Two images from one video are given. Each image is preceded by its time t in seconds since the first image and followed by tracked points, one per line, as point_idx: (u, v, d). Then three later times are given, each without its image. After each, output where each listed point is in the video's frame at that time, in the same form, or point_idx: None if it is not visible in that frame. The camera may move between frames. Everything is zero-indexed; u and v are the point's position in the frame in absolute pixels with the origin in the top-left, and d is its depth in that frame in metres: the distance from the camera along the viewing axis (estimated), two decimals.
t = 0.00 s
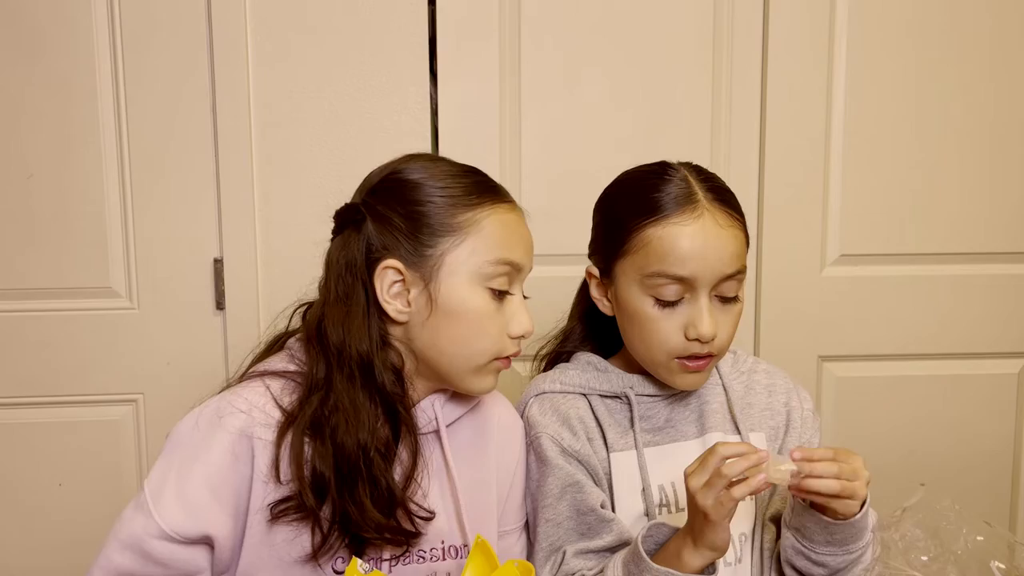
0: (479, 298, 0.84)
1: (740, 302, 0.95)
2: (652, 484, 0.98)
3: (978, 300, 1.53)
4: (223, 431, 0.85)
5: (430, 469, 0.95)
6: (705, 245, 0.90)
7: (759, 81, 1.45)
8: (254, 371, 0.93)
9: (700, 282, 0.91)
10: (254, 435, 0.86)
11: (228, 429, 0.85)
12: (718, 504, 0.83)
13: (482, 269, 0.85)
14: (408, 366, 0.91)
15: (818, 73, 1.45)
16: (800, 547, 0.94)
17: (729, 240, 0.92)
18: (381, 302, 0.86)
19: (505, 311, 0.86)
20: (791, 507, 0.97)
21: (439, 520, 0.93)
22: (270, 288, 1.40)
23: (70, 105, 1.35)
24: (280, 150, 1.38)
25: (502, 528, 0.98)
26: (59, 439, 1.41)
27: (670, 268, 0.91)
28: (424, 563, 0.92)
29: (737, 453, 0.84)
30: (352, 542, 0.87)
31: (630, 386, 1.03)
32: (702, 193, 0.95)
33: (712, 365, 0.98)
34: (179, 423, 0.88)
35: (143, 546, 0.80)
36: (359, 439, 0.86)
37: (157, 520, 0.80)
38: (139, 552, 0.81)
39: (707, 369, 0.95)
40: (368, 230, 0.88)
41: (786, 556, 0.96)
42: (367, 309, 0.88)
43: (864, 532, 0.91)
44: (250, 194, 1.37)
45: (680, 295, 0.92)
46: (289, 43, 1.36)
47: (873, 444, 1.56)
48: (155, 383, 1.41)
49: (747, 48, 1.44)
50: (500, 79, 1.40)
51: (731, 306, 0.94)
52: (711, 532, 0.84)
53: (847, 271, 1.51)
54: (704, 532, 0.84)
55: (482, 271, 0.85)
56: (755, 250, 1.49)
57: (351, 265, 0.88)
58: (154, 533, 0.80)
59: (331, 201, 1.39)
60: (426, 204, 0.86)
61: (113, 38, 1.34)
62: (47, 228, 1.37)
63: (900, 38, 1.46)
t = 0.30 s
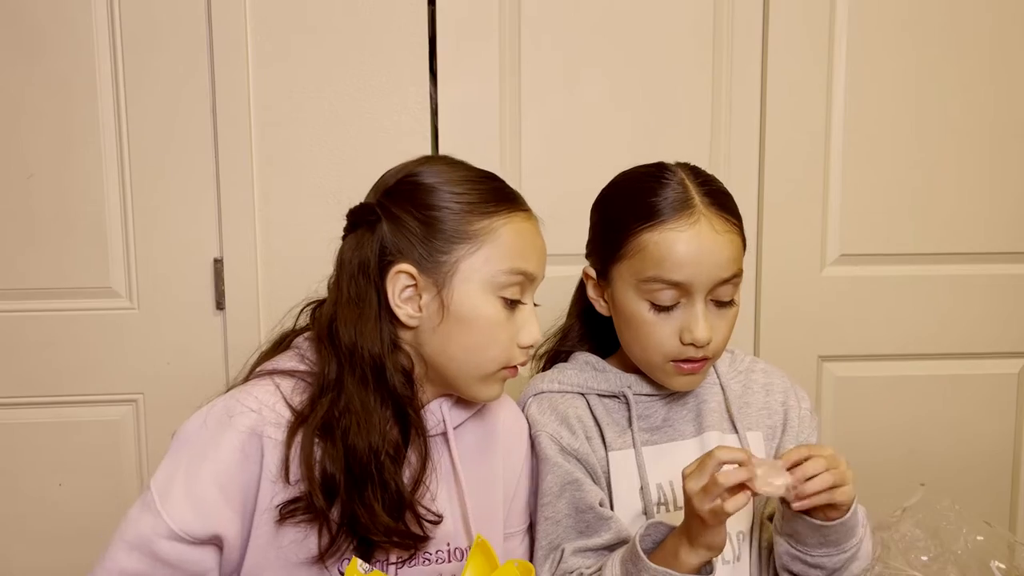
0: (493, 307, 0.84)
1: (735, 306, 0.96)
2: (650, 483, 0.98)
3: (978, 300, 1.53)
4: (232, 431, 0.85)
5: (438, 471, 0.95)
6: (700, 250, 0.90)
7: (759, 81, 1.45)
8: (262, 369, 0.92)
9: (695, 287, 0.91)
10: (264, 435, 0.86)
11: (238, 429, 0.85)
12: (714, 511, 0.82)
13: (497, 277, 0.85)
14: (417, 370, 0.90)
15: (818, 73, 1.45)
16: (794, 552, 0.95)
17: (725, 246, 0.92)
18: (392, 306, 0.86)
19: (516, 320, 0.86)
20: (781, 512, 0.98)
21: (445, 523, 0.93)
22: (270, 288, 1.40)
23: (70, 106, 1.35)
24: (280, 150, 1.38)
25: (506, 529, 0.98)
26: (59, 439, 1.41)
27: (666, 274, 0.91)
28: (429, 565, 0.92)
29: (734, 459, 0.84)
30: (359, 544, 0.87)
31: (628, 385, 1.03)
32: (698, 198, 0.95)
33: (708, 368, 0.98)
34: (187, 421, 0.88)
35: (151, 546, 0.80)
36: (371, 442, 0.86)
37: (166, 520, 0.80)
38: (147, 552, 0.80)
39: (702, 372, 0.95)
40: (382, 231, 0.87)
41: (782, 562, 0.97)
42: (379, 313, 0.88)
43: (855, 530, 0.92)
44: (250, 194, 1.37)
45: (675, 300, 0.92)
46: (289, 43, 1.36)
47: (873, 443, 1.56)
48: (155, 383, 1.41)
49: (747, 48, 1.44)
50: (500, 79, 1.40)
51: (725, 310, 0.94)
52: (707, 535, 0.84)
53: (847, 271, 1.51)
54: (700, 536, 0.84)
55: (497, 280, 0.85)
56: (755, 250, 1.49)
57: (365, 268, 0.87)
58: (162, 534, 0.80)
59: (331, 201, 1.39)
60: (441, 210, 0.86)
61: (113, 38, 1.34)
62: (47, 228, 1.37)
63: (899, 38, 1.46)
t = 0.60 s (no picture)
0: (503, 313, 0.85)
1: (734, 305, 0.96)
2: (650, 484, 0.98)
3: (978, 300, 1.53)
4: (236, 429, 0.85)
5: (441, 471, 0.95)
6: (699, 250, 0.90)
7: (759, 81, 1.45)
8: (266, 369, 0.93)
9: (694, 287, 0.91)
10: (268, 433, 0.86)
11: (242, 427, 0.85)
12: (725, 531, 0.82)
13: (508, 283, 0.85)
14: (424, 371, 0.90)
15: (818, 73, 1.45)
16: (791, 561, 0.97)
17: (724, 247, 0.92)
18: (402, 306, 0.86)
19: (524, 327, 0.86)
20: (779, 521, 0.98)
21: (448, 523, 0.93)
22: (270, 288, 1.40)
23: (70, 106, 1.35)
24: (280, 151, 1.38)
25: (508, 530, 0.98)
26: (59, 439, 1.41)
27: (666, 274, 0.91)
28: (430, 564, 0.92)
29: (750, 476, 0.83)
30: (362, 543, 0.87)
31: (628, 386, 1.03)
32: (697, 198, 0.95)
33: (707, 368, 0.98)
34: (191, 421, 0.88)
35: (154, 545, 0.80)
36: (376, 440, 0.86)
37: (170, 518, 0.80)
38: (150, 550, 0.80)
39: (701, 374, 0.96)
40: (396, 230, 0.87)
41: (780, 570, 0.98)
42: (389, 313, 0.88)
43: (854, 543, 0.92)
44: (250, 194, 1.37)
45: (674, 300, 0.92)
46: (289, 43, 1.36)
47: (873, 443, 1.56)
48: (155, 383, 1.41)
49: (747, 49, 1.44)
50: (500, 79, 1.40)
51: (725, 310, 0.94)
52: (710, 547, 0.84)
53: (847, 271, 1.51)
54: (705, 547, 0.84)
55: (508, 286, 0.85)
56: (755, 250, 1.49)
57: (376, 267, 0.87)
58: (166, 532, 0.80)
59: (331, 201, 1.39)
60: (455, 214, 0.86)
61: (113, 38, 1.34)
62: (47, 228, 1.37)
63: (899, 38, 1.46)
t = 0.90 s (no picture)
0: (511, 322, 0.84)
1: (736, 303, 0.96)
2: (651, 484, 0.98)
3: (978, 299, 1.53)
4: (243, 429, 0.85)
5: (447, 473, 0.95)
6: (700, 249, 0.90)
7: (759, 81, 1.45)
8: (273, 369, 0.93)
9: (695, 286, 0.91)
10: (274, 433, 0.86)
11: (249, 427, 0.85)
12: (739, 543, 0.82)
13: (516, 291, 0.85)
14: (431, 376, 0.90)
15: (818, 73, 1.45)
16: (795, 560, 0.96)
17: (724, 244, 0.92)
18: (410, 311, 0.86)
19: (531, 337, 0.86)
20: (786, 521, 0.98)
21: (452, 524, 0.93)
22: (270, 288, 1.40)
23: (70, 106, 1.35)
24: (280, 150, 1.38)
25: (510, 531, 0.98)
26: (59, 439, 1.41)
27: (666, 273, 0.91)
28: (433, 565, 0.92)
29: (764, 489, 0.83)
30: (367, 545, 0.87)
31: (630, 386, 1.03)
32: (697, 197, 0.95)
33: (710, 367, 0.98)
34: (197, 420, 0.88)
35: (159, 544, 0.80)
36: (383, 443, 0.86)
37: (175, 518, 0.80)
38: (155, 550, 0.80)
39: (702, 374, 0.96)
40: (407, 233, 0.87)
41: (782, 568, 0.98)
42: (398, 316, 0.88)
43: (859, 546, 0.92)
44: (250, 194, 1.37)
45: (675, 299, 0.92)
46: (289, 43, 1.36)
47: (873, 443, 1.56)
48: (156, 383, 1.41)
49: (747, 49, 1.44)
50: (500, 79, 1.40)
51: (726, 308, 0.94)
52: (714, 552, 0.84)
53: (847, 271, 1.51)
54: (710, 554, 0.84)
55: (516, 294, 0.85)
56: (755, 250, 1.49)
57: (386, 269, 0.88)
58: (171, 532, 0.80)
59: (331, 201, 1.39)
60: (465, 220, 0.86)
61: (113, 39, 1.34)
62: (47, 228, 1.37)
63: (899, 38, 1.46)
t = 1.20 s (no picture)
0: (515, 325, 0.85)
1: (733, 292, 0.96)
2: (654, 483, 0.98)
3: (977, 299, 1.53)
4: (249, 431, 0.85)
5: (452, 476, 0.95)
6: (692, 240, 0.90)
7: (759, 81, 1.45)
8: (278, 371, 0.93)
9: (689, 277, 0.91)
10: (280, 437, 0.86)
11: (254, 430, 0.85)
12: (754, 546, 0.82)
13: (521, 295, 0.85)
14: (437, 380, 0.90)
15: (818, 73, 1.45)
16: (798, 554, 0.95)
17: (714, 232, 0.92)
18: (415, 315, 0.86)
19: (537, 341, 0.86)
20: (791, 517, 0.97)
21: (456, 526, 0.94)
22: (269, 288, 1.40)
23: (69, 106, 1.35)
24: (280, 150, 1.38)
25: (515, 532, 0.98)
26: (59, 439, 1.41)
27: (659, 265, 0.91)
28: (437, 567, 0.92)
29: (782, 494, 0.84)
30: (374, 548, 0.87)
31: (633, 385, 1.03)
32: (684, 188, 0.95)
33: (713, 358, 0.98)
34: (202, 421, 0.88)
35: (163, 546, 0.80)
36: (390, 447, 0.86)
37: (180, 521, 0.80)
38: (159, 551, 0.80)
39: (707, 362, 0.96)
40: (411, 237, 0.87)
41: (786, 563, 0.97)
42: (403, 320, 0.88)
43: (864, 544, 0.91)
44: (250, 193, 1.37)
45: (671, 291, 0.92)
46: (289, 43, 1.36)
47: (873, 443, 1.56)
48: (156, 383, 1.41)
49: (747, 49, 1.44)
50: (500, 79, 1.40)
51: (722, 298, 0.94)
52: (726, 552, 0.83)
53: (847, 271, 1.51)
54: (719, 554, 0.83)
55: (521, 298, 0.85)
56: (755, 250, 1.49)
57: (391, 272, 0.88)
58: (176, 534, 0.80)
59: (331, 201, 1.39)
60: (469, 224, 0.86)
61: (113, 38, 1.34)
62: (47, 228, 1.37)
63: (899, 38, 1.46)
